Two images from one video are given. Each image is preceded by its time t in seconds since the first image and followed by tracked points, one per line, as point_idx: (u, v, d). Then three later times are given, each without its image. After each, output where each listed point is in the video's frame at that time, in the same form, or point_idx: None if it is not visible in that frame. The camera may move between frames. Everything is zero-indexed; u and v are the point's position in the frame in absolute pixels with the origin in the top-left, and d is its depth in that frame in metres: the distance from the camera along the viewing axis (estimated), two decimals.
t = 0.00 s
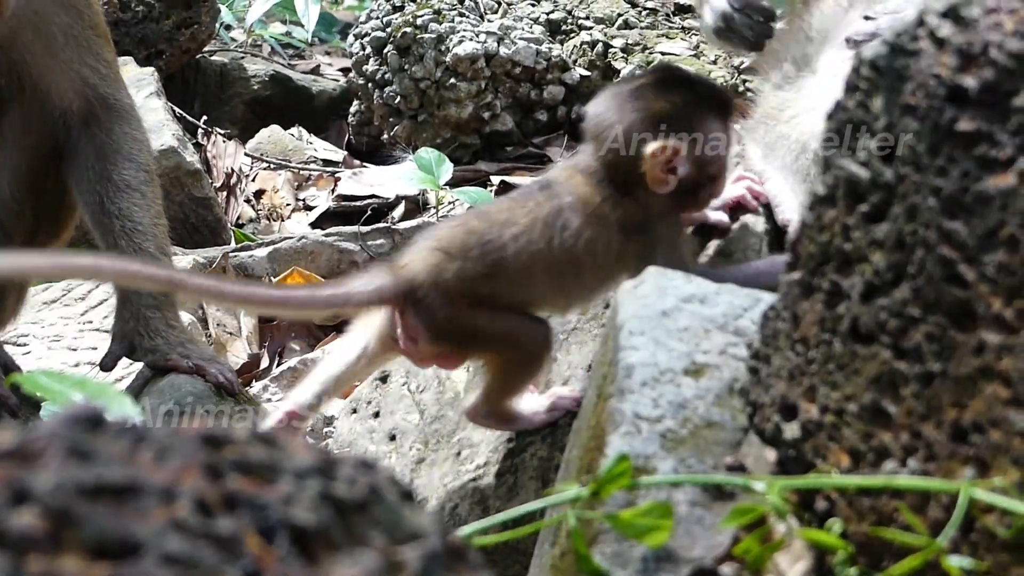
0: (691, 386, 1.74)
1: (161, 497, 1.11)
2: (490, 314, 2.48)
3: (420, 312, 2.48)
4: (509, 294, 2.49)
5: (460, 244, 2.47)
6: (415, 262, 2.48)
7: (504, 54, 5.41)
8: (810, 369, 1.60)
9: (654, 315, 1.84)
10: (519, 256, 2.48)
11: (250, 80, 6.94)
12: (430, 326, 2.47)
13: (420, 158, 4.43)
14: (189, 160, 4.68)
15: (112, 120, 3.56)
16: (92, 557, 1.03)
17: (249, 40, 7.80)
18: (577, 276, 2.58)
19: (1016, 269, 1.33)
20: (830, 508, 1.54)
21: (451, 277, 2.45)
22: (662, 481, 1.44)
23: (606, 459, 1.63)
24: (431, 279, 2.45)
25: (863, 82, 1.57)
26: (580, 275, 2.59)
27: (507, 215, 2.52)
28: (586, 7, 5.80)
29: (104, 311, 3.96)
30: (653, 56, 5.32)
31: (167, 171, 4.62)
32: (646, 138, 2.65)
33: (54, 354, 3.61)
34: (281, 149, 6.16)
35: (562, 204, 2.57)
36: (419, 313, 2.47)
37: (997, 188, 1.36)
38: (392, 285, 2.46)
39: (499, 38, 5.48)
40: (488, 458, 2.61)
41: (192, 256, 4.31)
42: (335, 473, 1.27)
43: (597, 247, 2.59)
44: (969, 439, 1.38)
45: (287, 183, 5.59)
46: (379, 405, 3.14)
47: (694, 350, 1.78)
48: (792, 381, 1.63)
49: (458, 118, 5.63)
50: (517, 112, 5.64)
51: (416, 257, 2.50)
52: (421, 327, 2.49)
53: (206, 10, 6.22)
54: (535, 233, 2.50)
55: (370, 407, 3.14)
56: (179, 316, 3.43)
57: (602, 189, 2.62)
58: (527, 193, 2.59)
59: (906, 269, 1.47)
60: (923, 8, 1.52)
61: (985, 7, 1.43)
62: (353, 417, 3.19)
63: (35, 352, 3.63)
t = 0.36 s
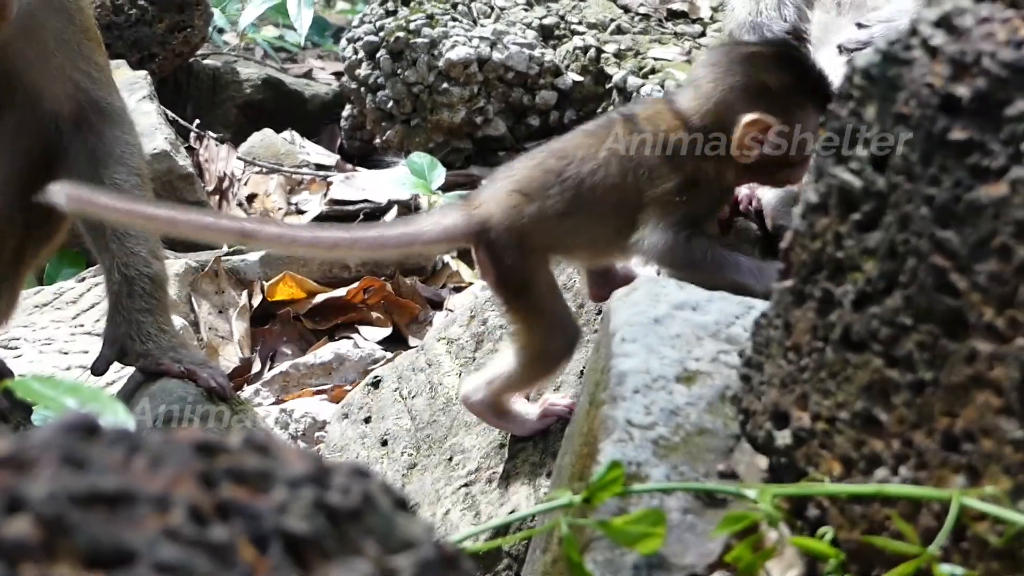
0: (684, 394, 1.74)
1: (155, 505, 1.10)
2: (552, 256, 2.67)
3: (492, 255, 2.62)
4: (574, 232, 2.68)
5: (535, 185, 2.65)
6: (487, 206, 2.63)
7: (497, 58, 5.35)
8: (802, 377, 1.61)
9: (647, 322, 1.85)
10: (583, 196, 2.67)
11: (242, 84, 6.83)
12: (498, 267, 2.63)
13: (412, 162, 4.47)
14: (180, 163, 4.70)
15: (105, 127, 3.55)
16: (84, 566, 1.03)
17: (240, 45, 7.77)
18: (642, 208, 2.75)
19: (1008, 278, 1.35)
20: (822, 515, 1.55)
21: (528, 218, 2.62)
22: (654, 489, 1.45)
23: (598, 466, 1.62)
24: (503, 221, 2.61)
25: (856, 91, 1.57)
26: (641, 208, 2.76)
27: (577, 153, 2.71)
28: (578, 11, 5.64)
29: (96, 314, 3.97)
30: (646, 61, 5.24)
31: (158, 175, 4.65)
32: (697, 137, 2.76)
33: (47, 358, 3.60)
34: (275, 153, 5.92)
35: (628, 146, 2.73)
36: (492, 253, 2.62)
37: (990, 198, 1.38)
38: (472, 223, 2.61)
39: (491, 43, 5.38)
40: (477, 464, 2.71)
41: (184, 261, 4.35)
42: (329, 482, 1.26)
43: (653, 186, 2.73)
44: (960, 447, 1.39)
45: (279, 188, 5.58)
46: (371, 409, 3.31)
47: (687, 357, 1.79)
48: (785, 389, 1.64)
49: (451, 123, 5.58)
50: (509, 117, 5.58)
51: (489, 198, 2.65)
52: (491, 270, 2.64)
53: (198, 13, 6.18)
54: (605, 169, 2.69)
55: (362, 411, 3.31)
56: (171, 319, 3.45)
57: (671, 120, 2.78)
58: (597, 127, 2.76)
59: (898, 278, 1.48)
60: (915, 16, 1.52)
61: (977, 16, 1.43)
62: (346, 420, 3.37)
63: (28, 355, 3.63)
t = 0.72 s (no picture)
0: (603, 448, 1.80)
1: (72, 565, 1.06)
2: (573, 257, 3.13)
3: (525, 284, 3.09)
4: (585, 233, 3.13)
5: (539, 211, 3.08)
6: (500, 249, 3.08)
7: (420, 113, 5.56)
8: (721, 431, 1.62)
9: (567, 376, 1.93)
10: (584, 203, 3.08)
11: (164, 139, 6.98)
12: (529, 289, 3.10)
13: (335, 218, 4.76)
14: (101, 218, 4.69)
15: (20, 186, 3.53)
16: None
17: (164, 99, 7.90)
18: (637, 197, 3.11)
19: (923, 330, 1.36)
20: (741, 568, 1.55)
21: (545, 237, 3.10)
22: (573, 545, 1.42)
23: (519, 519, 1.65)
24: (526, 255, 3.08)
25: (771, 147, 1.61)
26: (633, 203, 3.12)
27: (568, 167, 3.09)
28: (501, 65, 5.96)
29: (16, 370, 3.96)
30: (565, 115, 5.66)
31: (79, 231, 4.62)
32: (685, 138, 3.02)
33: None
34: (196, 208, 6.03)
35: (615, 150, 3.06)
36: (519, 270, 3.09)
37: (903, 250, 1.39)
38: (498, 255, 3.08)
39: (415, 96, 5.60)
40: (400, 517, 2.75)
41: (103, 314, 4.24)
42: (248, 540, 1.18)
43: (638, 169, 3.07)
44: (877, 499, 1.40)
45: (201, 244, 5.66)
46: (293, 465, 3.37)
47: (607, 412, 1.86)
48: (703, 442, 1.65)
49: (374, 176, 5.68)
50: (433, 171, 5.75)
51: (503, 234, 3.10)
52: (530, 296, 3.11)
53: (122, 68, 6.21)
54: (598, 178, 3.06)
55: (285, 467, 3.36)
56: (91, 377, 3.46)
57: (659, 106, 3.05)
58: (580, 136, 3.11)
59: (814, 331, 1.50)
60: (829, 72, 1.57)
61: (891, 69, 1.48)
62: (267, 477, 3.43)
63: None
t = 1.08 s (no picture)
0: (529, 554, 1.75)
1: None
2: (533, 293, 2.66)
3: (472, 300, 2.63)
4: (553, 274, 2.70)
5: (513, 231, 2.73)
6: (464, 259, 2.68)
7: (346, 217, 5.27)
8: (646, 535, 1.62)
9: (492, 482, 1.86)
10: (561, 241, 2.71)
11: (90, 245, 6.09)
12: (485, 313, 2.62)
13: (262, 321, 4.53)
14: (27, 324, 4.46)
15: None
16: None
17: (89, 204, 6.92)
18: (626, 259, 2.74)
19: (847, 435, 1.37)
20: None
21: (510, 259, 2.67)
22: None
23: None
24: (487, 266, 2.66)
25: (694, 250, 1.61)
26: (624, 261, 2.73)
27: (554, 206, 2.79)
28: (426, 168, 5.71)
29: None
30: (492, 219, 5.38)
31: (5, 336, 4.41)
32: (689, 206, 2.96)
33: None
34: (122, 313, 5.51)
35: (605, 205, 2.80)
36: (473, 296, 2.64)
37: (826, 354, 1.41)
38: (454, 271, 2.67)
39: (340, 202, 5.32)
40: None
41: (31, 420, 4.10)
42: None
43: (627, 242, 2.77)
44: None
45: (128, 349, 5.18)
46: (220, 571, 3.32)
47: (532, 516, 1.81)
48: (628, 547, 1.64)
49: (300, 282, 5.39)
50: (359, 276, 5.44)
51: (469, 247, 2.73)
52: (478, 314, 2.62)
53: (47, 173, 5.40)
54: (582, 219, 2.75)
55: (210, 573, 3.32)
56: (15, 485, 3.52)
57: (655, 190, 2.93)
58: (578, 187, 2.87)
59: (738, 436, 1.51)
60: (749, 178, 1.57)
61: (812, 174, 1.51)
62: None
63: None
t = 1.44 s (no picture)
0: (517, 573, 1.75)
1: None
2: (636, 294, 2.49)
3: (571, 270, 2.50)
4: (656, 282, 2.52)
5: (637, 219, 2.57)
6: (587, 227, 2.53)
7: (333, 238, 5.32)
8: (634, 555, 1.61)
9: (479, 502, 1.86)
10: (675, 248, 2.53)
11: (76, 266, 5.97)
12: (575, 288, 2.50)
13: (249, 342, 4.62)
14: (15, 344, 4.41)
15: None
16: None
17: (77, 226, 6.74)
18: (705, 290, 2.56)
19: (835, 455, 1.37)
20: None
21: (625, 245, 2.50)
22: None
23: None
24: (605, 246, 2.50)
25: (681, 272, 1.61)
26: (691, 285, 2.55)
27: (684, 209, 2.60)
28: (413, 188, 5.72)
29: None
30: (480, 239, 5.42)
31: None
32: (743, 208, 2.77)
33: None
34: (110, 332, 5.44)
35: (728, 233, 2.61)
36: (575, 271, 2.50)
37: (814, 375, 1.40)
38: (569, 236, 2.51)
39: (327, 222, 5.35)
40: None
41: (19, 441, 3.95)
42: None
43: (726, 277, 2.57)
44: None
45: (115, 369, 5.15)
46: None
47: (520, 536, 1.82)
48: (616, 567, 1.64)
49: (288, 302, 5.39)
50: (346, 296, 5.51)
51: (592, 218, 2.58)
52: (563, 289, 2.52)
53: (32, 195, 5.38)
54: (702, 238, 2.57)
55: None
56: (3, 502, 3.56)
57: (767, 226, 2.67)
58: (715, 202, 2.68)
59: (726, 456, 1.51)
60: (736, 199, 1.58)
61: (800, 196, 1.50)
62: None
63: None
